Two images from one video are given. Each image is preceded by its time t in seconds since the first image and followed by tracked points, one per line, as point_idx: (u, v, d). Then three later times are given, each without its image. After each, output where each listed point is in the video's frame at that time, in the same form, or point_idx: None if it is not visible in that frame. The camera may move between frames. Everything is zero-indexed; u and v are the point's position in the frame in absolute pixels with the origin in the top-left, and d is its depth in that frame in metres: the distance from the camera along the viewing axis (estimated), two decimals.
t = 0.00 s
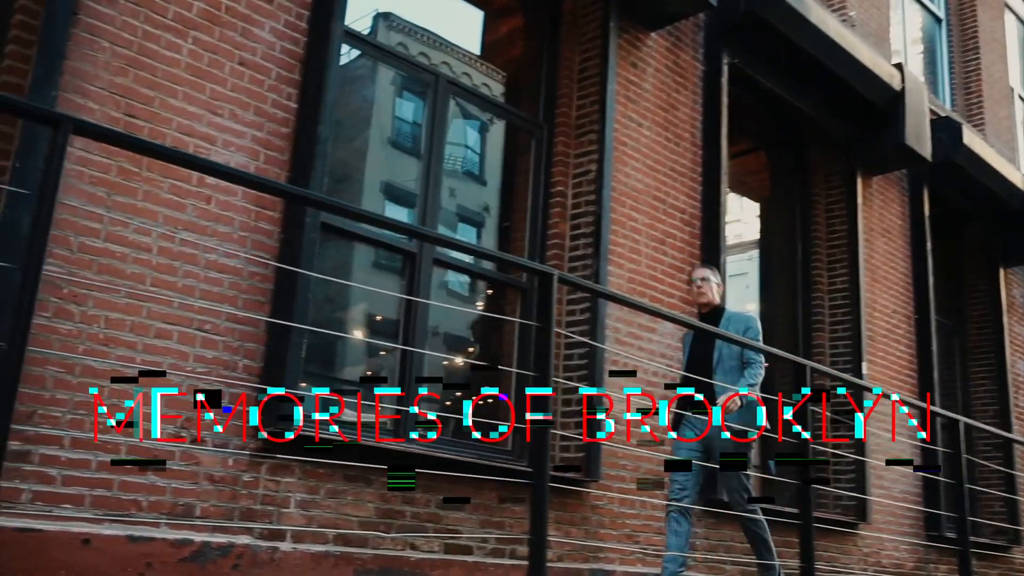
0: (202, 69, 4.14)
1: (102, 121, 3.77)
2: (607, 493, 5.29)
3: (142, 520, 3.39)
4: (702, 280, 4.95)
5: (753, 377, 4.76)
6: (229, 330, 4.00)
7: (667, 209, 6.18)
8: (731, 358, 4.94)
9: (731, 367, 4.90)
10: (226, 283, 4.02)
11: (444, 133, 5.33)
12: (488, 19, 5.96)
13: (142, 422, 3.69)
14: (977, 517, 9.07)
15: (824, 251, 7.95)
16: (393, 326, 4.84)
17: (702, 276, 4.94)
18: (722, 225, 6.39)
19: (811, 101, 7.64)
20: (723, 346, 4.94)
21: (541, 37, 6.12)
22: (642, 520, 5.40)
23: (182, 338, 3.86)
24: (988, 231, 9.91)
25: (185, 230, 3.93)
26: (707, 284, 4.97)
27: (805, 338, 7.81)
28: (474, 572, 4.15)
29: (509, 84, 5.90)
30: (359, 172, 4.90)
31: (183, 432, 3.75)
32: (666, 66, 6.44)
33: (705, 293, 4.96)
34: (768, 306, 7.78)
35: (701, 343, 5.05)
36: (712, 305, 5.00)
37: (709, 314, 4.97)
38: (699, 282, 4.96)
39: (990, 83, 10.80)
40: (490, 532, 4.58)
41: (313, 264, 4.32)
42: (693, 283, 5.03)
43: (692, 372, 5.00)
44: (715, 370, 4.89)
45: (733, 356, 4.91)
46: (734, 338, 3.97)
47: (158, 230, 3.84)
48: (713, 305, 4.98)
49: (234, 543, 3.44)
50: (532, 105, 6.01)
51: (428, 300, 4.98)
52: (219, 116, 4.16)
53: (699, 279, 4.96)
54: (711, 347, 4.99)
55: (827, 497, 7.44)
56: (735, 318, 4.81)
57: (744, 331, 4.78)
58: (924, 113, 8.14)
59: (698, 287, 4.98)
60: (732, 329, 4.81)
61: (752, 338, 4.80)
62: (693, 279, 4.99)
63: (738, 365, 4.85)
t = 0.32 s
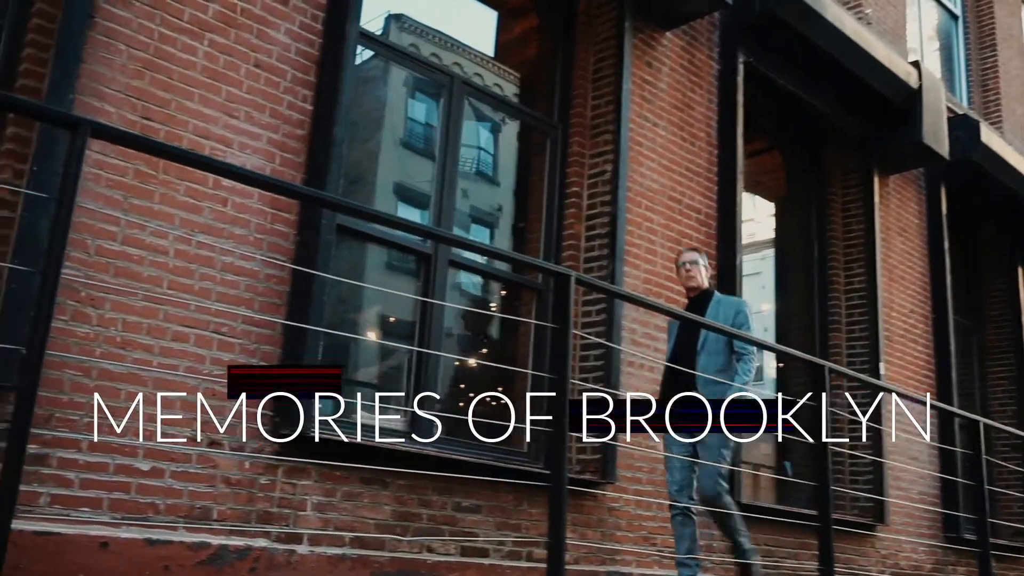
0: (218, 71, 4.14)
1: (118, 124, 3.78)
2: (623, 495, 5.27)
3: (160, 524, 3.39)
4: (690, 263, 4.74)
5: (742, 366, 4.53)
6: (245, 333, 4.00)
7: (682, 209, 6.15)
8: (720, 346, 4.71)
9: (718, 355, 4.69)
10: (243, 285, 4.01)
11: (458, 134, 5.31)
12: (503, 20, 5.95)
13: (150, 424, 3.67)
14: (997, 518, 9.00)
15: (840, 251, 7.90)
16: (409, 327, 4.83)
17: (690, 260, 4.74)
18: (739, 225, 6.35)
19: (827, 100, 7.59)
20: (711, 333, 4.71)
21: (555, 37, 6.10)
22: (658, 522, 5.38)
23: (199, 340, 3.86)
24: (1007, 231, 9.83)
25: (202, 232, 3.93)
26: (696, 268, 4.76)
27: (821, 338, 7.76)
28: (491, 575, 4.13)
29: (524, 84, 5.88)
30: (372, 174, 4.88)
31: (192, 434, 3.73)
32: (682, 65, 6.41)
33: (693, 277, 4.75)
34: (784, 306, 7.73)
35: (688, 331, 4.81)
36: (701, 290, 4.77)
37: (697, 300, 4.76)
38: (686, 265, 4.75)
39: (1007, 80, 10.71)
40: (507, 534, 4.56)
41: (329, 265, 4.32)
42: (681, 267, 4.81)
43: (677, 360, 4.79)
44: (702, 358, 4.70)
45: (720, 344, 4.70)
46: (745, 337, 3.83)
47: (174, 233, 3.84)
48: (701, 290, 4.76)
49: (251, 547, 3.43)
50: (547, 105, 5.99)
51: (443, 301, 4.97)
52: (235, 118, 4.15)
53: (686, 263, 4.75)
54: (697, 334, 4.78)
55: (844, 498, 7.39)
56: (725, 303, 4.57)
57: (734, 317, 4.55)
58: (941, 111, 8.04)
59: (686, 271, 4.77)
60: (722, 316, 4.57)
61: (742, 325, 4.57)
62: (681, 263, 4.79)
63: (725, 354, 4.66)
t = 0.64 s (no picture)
0: (229, 71, 4.13)
1: (130, 124, 3.77)
2: (634, 495, 5.26)
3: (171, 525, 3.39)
4: (681, 253, 4.68)
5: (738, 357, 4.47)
6: (256, 333, 3.99)
7: (693, 208, 6.12)
8: (712, 338, 4.66)
9: (712, 346, 4.66)
10: (254, 285, 4.00)
11: (466, 134, 5.28)
12: (512, 19, 5.94)
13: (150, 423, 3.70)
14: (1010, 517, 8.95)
15: (851, 250, 7.86)
16: (420, 327, 4.82)
17: (680, 249, 4.67)
18: (750, 223, 6.32)
19: (837, 98, 7.55)
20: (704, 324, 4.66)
21: (565, 36, 6.09)
22: (670, 522, 5.36)
23: (210, 341, 3.85)
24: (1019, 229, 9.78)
25: (213, 232, 3.92)
26: (687, 256, 4.70)
27: (832, 338, 7.72)
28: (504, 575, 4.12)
29: (533, 83, 5.87)
30: (378, 174, 4.86)
31: (190, 434, 3.75)
32: (692, 63, 6.39)
33: (685, 266, 4.68)
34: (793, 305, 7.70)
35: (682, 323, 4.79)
36: (692, 279, 4.72)
37: (689, 290, 4.72)
38: (677, 255, 4.69)
39: (1018, 77, 10.66)
40: (519, 535, 4.55)
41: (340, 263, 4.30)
42: (672, 256, 4.76)
43: (670, 353, 4.77)
44: (697, 350, 4.67)
45: (714, 335, 4.67)
46: (759, 336, 3.81)
47: (185, 233, 3.83)
48: (692, 280, 4.71)
49: (263, 547, 3.41)
50: (557, 104, 5.97)
51: (454, 300, 4.96)
52: (245, 118, 4.14)
53: (677, 253, 4.69)
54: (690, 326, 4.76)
55: (856, 498, 7.37)
56: (716, 295, 4.54)
57: (725, 308, 4.52)
58: (953, 109, 7.94)
59: (678, 260, 4.71)
60: (713, 307, 4.55)
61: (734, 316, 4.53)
62: (672, 252, 4.73)
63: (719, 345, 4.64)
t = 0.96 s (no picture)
0: (245, 71, 4.12)
1: (146, 124, 3.77)
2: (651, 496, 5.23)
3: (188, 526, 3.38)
4: (673, 248, 4.54)
5: (733, 356, 4.36)
6: (273, 334, 3.98)
7: (708, 207, 6.09)
8: (705, 336, 4.50)
9: (706, 346, 4.49)
10: (270, 286, 3.99)
11: (479, 134, 5.25)
12: (525, 18, 5.92)
13: (150, 423, 3.66)
14: None
15: (867, 249, 7.81)
16: (437, 328, 4.80)
17: (671, 244, 4.54)
18: (766, 223, 6.29)
19: (852, 96, 7.50)
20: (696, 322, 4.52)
21: (579, 35, 6.06)
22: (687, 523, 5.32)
23: (227, 341, 3.84)
24: None
25: (229, 233, 3.91)
26: (678, 252, 4.56)
27: (847, 338, 7.67)
28: None
29: (548, 82, 5.84)
30: (389, 175, 4.84)
31: (190, 434, 3.71)
32: (707, 61, 6.36)
33: (676, 263, 4.54)
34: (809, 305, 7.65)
35: (675, 320, 4.63)
36: (682, 276, 4.57)
37: (679, 287, 4.55)
38: (667, 251, 4.56)
39: None
40: (536, 537, 4.53)
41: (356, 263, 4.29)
42: (662, 253, 4.62)
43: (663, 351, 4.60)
44: (690, 348, 4.50)
45: (708, 333, 4.51)
46: (779, 337, 3.77)
47: (201, 233, 3.82)
48: (681, 276, 4.56)
49: (280, 548, 3.39)
50: (572, 103, 5.95)
51: (470, 300, 4.95)
52: (261, 118, 4.13)
53: (668, 249, 4.55)
54: (682, 323, 4.59)
55: (873, 500, 7.32)
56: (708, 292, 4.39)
57: (718, 305, 4.38)
58: (969, 108, 7.82)
59: (669, 256, 4.57)
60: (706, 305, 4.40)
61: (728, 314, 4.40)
62: (662, 248, 4.58)
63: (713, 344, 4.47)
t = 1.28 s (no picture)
0: (265, 71, 4.11)
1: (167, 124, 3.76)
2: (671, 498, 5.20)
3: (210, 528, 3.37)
4: (668, 233, 4.33)
5: (724, 346, 4.20)
6: (294, 335, 3.96)
7: (728, 207, 6.05)
8: (696, 323, 4.34)
9: (696, 335, 4.32)
10: (291, 287, 3.98)
11: (495, 134, 5.21)
12: (543, 17, 5.89)
13: (149, 421, 3.59)
14: None
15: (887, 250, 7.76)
16: (456, 329, 4.78)
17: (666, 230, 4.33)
18: (786, 223, 6.24)
19: (871, 96, 7.44)
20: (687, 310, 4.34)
21: (597, 35, 6.03)
22: (708, 526, 5.28)
23: (248, 343, 3.83)
24: None
25: (249, 233, 3.90)
26: (673, 237, 4.36)
27: (866, 339, 7.61)
28: None
29: (566, 81, 5.81)
30: (404, 175, 4.81)
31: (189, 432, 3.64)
32: (727, 61, 6.32)
33: (671, 248, 4.34)
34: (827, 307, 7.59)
35: (665, 308, 4.44)
36: (675, 261, 4.40)
37: (672, 273, 4.40)
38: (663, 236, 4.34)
39: None
40: (556, 539, 4.50)
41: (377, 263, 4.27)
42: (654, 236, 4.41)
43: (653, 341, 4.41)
44: (680, 338, 4.32)
45: (698, 322, 4.34)
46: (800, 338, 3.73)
47: (222, 234, 3.81)
48: (673, 261, 4.39)
49: (302, 551, 3.35)
50: (591, 103, 5.91)
51: (489, 301, 4.92)
52: (282, 118, 4.12)
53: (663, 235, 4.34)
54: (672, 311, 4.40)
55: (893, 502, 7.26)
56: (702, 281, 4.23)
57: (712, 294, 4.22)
58: (989, 107, 7.69)
59: (664, 240, 4.36)
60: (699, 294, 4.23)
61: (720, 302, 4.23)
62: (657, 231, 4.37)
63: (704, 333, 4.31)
